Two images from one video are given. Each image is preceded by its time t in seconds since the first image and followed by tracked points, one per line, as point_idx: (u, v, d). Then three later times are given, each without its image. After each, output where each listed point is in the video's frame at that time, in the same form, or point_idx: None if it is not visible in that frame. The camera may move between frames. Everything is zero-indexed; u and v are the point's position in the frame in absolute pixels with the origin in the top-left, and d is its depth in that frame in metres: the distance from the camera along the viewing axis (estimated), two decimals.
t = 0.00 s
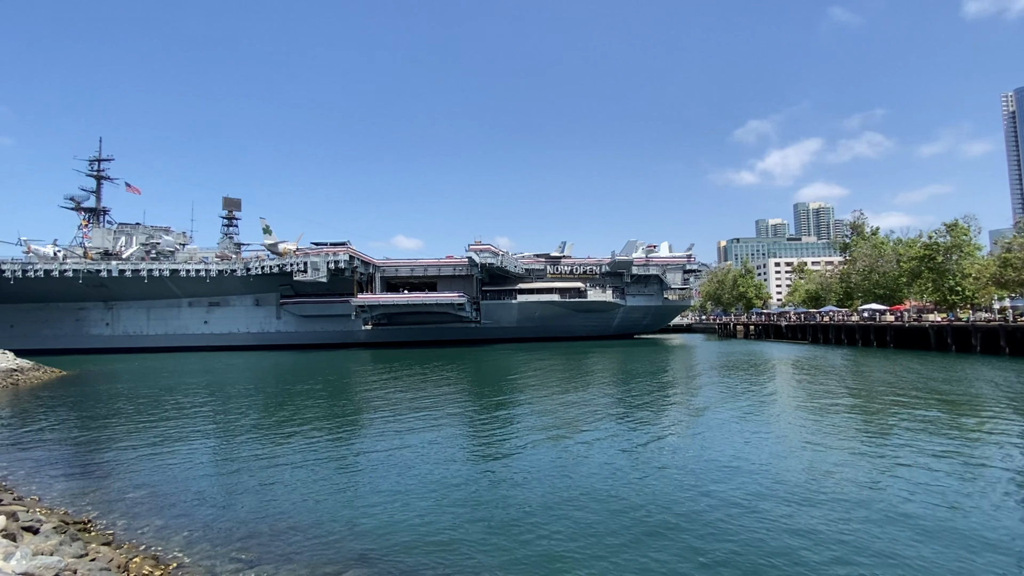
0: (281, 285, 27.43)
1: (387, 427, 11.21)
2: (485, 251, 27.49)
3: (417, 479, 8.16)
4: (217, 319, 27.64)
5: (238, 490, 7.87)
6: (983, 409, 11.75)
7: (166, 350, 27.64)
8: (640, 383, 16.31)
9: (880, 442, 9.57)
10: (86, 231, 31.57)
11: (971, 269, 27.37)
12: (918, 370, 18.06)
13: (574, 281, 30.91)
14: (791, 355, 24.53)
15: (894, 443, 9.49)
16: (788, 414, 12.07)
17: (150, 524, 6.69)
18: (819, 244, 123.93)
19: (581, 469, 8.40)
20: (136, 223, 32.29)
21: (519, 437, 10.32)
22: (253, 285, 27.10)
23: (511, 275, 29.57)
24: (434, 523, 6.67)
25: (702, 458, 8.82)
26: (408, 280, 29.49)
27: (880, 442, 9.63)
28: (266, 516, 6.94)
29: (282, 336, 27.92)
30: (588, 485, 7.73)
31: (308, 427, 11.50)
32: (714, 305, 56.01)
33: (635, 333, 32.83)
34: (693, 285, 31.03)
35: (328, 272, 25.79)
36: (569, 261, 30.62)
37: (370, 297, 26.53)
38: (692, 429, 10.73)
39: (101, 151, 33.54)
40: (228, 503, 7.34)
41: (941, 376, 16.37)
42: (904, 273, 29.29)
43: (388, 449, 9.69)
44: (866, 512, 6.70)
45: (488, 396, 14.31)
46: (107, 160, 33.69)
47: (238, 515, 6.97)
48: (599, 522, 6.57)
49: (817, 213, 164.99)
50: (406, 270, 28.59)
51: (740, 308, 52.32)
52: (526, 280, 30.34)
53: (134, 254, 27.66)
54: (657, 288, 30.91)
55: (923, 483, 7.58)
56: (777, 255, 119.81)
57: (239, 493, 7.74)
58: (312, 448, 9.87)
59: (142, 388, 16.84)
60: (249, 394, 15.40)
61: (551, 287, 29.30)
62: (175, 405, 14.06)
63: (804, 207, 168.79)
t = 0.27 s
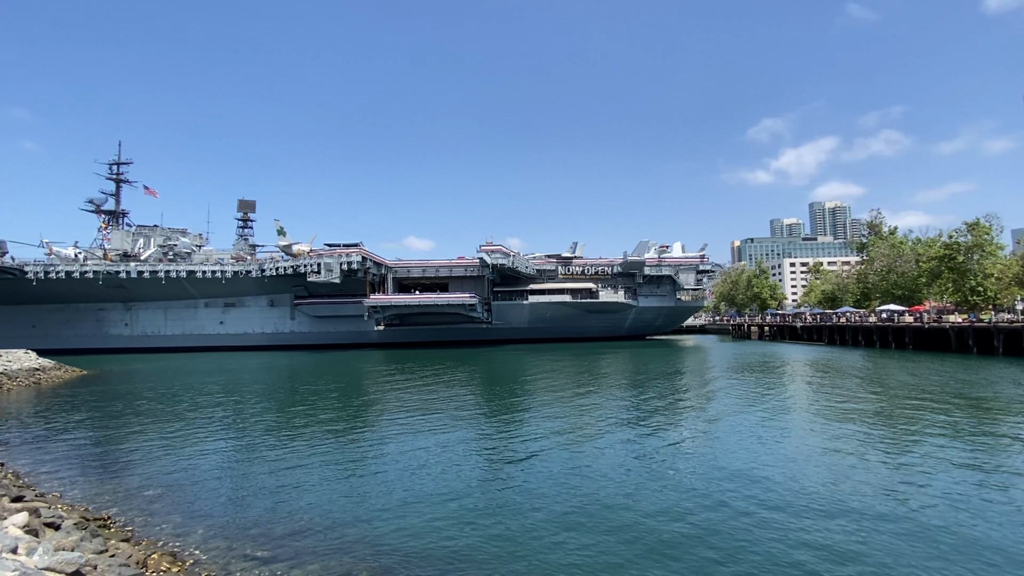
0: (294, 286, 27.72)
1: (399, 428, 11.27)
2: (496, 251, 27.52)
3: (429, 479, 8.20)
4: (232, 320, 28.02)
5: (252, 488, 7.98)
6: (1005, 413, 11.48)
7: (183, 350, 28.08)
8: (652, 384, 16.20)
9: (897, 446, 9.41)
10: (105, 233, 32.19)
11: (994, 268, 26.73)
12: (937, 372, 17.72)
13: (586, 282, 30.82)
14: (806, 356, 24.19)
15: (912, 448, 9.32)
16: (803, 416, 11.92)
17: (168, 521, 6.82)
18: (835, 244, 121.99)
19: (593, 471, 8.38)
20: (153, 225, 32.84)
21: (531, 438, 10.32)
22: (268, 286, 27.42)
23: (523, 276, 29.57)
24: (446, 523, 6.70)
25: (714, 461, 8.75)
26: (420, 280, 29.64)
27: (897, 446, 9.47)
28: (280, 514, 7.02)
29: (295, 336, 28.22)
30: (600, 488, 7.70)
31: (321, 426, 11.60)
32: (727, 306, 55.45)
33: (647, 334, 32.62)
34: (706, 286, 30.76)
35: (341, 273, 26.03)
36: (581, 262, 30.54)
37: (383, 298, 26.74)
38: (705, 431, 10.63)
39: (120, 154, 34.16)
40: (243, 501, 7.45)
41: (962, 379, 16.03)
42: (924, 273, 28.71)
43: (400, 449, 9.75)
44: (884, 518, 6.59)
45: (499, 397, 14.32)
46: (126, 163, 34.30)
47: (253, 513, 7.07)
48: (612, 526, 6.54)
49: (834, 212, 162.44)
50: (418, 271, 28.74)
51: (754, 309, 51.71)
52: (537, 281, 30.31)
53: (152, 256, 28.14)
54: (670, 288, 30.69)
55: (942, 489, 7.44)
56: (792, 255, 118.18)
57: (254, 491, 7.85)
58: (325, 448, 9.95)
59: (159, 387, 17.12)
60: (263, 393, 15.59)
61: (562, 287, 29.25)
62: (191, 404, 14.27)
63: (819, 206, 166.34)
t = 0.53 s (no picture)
0: (308, 287, 28.01)
1: (411, 428, 11.33)
2: (508, 252, 27.52)
3: (441, 480, 8.22)
4: (248, 320, 28.39)
5: (268, 486, 8.07)
6: None
7: (200, 350, 28.52)
8: (665, 386, 16.08)
9: (917, 450, 9.23)
10: (125, 235, 32.82)
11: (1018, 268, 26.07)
12: (958, 374, 17.35)
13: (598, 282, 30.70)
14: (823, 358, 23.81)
15: (932, 452, 9.14)
16: (819, 419, 11.75)
17: (186, 518, 6.93)
18: (853, 243, 119.96)
19: (605, 474, 8.35)
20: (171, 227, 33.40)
21: (543, 439, 10.31)
22: (282, 287, 27.75)
23: (534, 277, 29.55)
24: (458, 524, 6.73)
25: (728, 465, 8.67)
26: (432, 281, 29.76)
27: (917, 450, 9.29)
28: (295, 512, 7.10)
29: (309, 336, 28.51)
30: (612, 492, 7.65)
31: (335, 426, 11.69)
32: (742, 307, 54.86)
33: (660, 335, 32.40)
34: (720, 286, 30.46)
35: (354, 274, 26.25)
36: (592, 263, 30.43)
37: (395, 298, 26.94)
38: (718, 434, 10.53)
39: (139, 157, 34.80)
40: (258, 499, 7.54)
41: (984, 381, 15.68)
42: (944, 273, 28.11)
43: (412, 449, 9.80)
44: (903, 526, 6.47)
45: (510, 398, 14.32)
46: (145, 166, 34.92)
47: (268, 511, 7.16)
48: (624, 531, 6.50)
49: (851, 211, 159.81)
50: (430, 271, 28.89)
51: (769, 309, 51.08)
52: (549, 282, 30.27)
53: (170, 257, 28.63)
54: (683, 289, 30.43)
55: (963, 496, 7.30)
56: (808, 255, 116.48)
57: (269, 490, 7.95)
58: (338, 447, 10.05)
59: (177, 386, 17.42)
60: (278, 393, 15.77)
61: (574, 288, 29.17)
62: (208, 403, 14.49)
63: (836, 205, 163.84)
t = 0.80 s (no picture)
0: (322, 288, 28.28)
1: (424, 428, 11.37)
2: (520, 253, 27.51)
3: (454, 479, 8.25)
4: (263, 320, 28.76)
5: (283, 484, 8.17)
6: None
7: (216, 349, 28.96)
8: (679, 386, 15.94)
9: (938, 453, 9.05)
10: (144, 236, 33.45)
11: None
12: (981, 376, 16.95)
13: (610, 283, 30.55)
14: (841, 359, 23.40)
15: (954, 455, 8.95)
16: (837, 420, 11.56)
17: (204, 515, 7.04)
18: (871, 243, 117.76)
19: (619, 475, 8.30)
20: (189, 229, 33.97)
21: (555, 440, 10.29)
22: (297, 287, 28.06)
23: (546, 277, 29.51)
24: (471, 523, 6.75)
25: (744, 466, 8.57)
26: (444, 281, 29.87)
27: (938, 452, 9.10)
28: (310, 510, 7.18)
29: (323, 336, 28.79)
30: (626, 493, 7.60)
31: (349, 425, 11.78)
32: (757, 307, 54.20)
33: (674, 335, 32.14)
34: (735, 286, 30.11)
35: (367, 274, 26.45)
36: (605, 263, 30.30)
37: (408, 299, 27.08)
38: (733, 436, 10.41)
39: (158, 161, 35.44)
40: (273, 497, 7.63)
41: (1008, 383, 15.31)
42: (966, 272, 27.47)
43: (425, 449, 9.84)
44: (923, 531, 6.34)
45: (523, 398, 14.31)
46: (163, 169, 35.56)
47: (284, 508, 7.24)
48: (637, 531, 6.47)
49: (869, 210, 157.01)
50: (442, 272, 29.00)
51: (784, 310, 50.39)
52: (561, 282, 30.21)
53: (187, 259, 29.12)
54: (697, 289, 30.14)
55: (986, 500, 7.13)
56: (825, 254, 114.68)
57: (285, 488, 8.04)
58: (352, 446, 10.13)
59: (195, 385, 17.72)
60: (293, 392, 15.95)
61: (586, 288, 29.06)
62: (225, 402, 14.72)
63: (854, 204, 161.18)
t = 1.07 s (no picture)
0: (337, 288, 28.56)
1: (437, 428, 11.42)
2: (532, 253, 27.48)
3: (467, 479, 8.27)
4: (279, 320, 29.12)
5: (299, 483, 8.27)
6: None
7: (234, 349, 29.41)
8: (693, 387, 15.80)
9: (961, 457, 8.86)
10: (163, 238, 34.09)
11: None
12: (1006, 377, 16.52)
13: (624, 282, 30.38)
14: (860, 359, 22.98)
15: (978, 459, 8.75)
16: (856, 422, 11.37)
17: (222, 512, 7.15)
18: (891, 241, 115.37)
19: (633, 476, 8.26)
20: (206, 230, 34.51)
21: (568, 441, 10.27)
22: (312, 288, 28.37)
23: (559, 277, 29.44)
24: (485, 522, 6.77)
25: (761, 470, 8.47)
26: (457, 282, 29.97)
27: (962, 456, 8.90)
28: (326, 508, 7.26)
29: (338, 336, 29.07)
30: (640, 495, 7.56)
31: (363, 425, 11.87)
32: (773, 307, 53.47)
33: (688, 336, 31.86)
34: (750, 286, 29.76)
35: (381, 275, 26.66)
36: (618, 262, 30.15)
37: (421, 299, 27.24)
38: (749, 438, 10.29)
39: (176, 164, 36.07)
40: (289, 495, 7.73)
41: None
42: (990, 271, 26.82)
43: (438, 449, 9.88)
44: (945, 537, 6.21)
45: (536, 398, 14.29)
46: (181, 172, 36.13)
47: (300, 506, 7.33)
48: (651, 532, 6.45)
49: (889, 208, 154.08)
50: (455, 272, 29.10)
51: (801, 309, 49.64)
52: (574, 282, 30.12)
53: (205, 260, 29.60)
54: (711, 289, 29.85)
55: (1012, 506, 6.97)
56: (843, 254, 112.83)
57: (300, 486, 8.14)
58: (366, 446, 10.20)
59: (213, 385, 18.02)
60: (308, 392, 16.13)
61: (599, 288, 28.93)
62: (242, 401, 14.93)
63: (873, 203, 158.30)
